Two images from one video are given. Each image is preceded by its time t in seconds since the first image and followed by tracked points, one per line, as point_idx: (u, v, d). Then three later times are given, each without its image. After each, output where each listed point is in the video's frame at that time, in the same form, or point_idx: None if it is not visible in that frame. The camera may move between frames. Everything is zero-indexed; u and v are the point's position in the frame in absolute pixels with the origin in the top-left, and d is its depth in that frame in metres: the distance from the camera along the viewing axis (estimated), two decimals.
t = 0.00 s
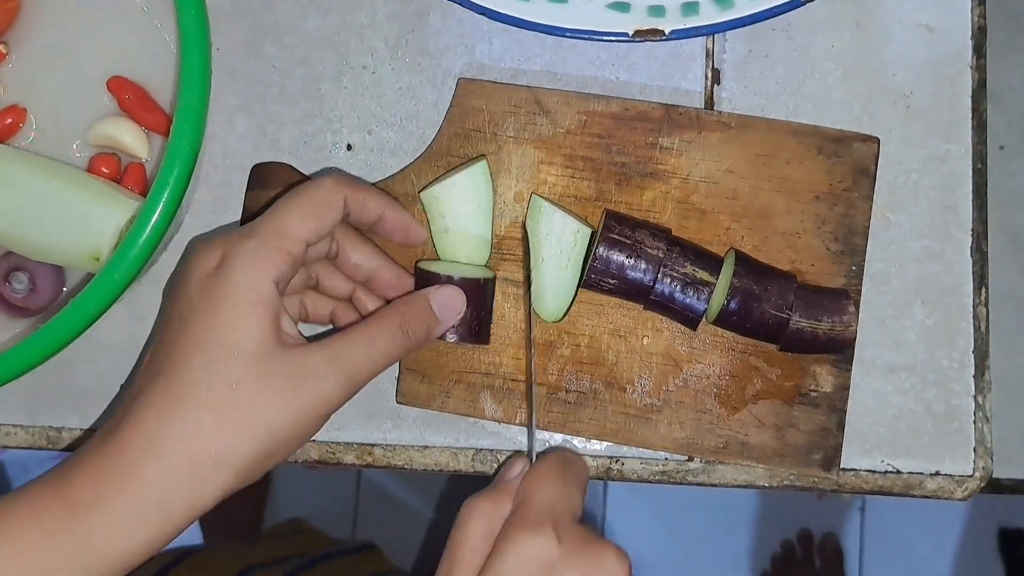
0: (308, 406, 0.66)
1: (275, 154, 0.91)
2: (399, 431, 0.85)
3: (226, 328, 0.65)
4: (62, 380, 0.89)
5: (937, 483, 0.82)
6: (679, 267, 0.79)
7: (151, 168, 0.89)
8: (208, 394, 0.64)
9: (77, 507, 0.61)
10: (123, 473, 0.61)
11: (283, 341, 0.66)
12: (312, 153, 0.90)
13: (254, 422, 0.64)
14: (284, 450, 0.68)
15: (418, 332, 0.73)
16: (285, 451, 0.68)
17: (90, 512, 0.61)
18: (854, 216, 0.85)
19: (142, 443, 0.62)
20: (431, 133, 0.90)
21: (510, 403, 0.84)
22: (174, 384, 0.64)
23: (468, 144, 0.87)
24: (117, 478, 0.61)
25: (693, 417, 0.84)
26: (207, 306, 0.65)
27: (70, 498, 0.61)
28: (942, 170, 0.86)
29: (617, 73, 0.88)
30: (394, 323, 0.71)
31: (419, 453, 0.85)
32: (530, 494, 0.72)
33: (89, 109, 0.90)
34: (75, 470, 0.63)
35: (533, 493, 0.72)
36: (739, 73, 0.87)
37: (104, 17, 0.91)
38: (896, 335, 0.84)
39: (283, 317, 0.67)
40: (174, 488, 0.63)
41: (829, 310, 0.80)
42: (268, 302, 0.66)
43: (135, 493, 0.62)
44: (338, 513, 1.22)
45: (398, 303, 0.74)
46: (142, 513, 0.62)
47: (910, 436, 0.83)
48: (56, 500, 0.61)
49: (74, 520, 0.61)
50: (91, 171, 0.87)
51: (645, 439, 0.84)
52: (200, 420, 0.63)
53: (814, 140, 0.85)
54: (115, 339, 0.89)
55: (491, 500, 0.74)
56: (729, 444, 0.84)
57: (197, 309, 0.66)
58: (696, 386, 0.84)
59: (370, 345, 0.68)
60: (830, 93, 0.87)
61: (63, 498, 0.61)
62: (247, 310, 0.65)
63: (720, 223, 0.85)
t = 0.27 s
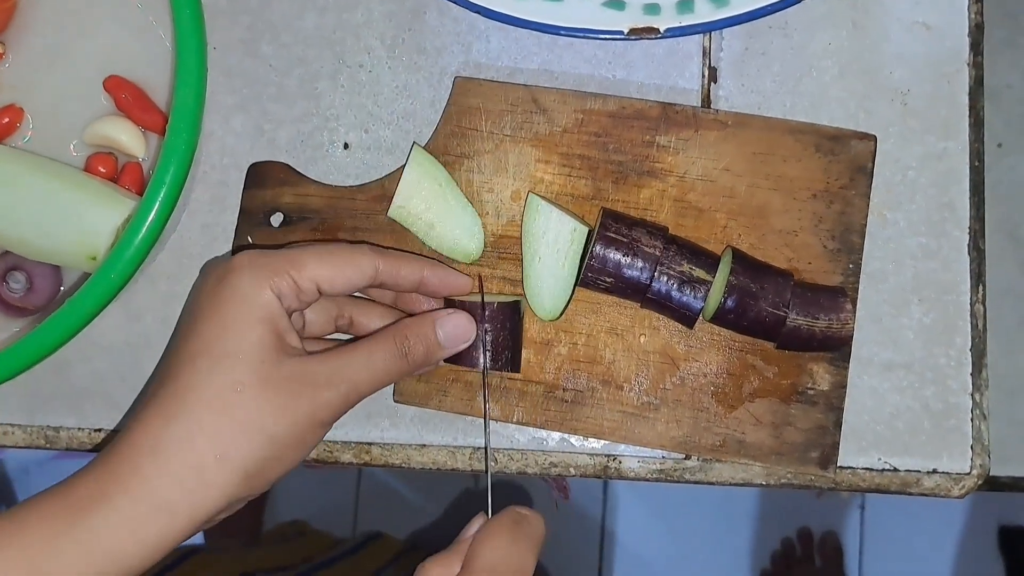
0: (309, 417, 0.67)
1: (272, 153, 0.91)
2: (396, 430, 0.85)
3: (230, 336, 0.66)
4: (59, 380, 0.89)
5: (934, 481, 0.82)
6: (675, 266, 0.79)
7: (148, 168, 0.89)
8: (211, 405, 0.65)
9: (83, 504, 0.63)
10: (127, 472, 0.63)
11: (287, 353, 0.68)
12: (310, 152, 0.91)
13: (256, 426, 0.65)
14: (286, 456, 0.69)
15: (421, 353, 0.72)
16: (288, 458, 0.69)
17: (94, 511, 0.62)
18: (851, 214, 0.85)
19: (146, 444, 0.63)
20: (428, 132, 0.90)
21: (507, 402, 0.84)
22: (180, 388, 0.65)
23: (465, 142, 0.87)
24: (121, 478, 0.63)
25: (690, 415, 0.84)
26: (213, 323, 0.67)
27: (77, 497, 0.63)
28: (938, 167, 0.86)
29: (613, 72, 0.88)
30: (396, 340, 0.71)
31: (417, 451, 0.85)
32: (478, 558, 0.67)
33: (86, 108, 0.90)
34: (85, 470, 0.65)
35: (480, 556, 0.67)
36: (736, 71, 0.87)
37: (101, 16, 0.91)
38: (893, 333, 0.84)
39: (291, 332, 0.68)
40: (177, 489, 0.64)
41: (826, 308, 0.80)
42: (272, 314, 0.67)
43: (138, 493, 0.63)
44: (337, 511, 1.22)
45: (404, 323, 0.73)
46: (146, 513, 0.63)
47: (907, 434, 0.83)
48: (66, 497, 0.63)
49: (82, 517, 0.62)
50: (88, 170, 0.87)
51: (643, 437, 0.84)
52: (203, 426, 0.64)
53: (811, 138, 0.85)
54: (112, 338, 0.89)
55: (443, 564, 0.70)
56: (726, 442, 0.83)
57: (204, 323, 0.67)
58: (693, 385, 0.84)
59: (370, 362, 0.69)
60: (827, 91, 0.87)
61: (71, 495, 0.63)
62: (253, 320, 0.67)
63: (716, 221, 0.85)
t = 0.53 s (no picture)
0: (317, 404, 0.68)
1: (276, 147, 0.91)
2: (398, 423, 0.85)
3: (233, 328, 0.67)
4: (63, 372, 0.89)
5: (936, 477, 0.82)
6: (678, 262, 0.79)
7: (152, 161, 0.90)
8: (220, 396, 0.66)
9: (104, 497, 0.65)
10: (143, 465, 0.65)
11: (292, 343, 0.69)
12: (313, 146, 0.91)
13: (265, 416, 0.66)
14: (299, 443, 0.70)
15: (427, 343, 0.71)
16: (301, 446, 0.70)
17: (115, 503, 0.65)
18: (855, 210, 0.85)
19: (160, 437, 0.65)
20: (431, 126, 0.91)
21: (510, 396, 0.84)
22: (189, 381, 0.67)
23: (470, 136, 0.87)
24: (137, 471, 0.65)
25: (692, 410, 0.84)
26: (216, 318, 0.68)
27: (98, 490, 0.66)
28: (941, 163, 0.86)
29: (616, 67, 0.89)
30: (400, 328, 0.70)
31: (419, 445, 0.85)
32: (462, 524, 0.64)
33: (91, 102, 0.91)
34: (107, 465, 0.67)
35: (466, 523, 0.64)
36: (739, 66, 0.87)
37: (106, 9, 0.91)
38: (895, 329, 0.84)
39: (294, 323, 0.69)
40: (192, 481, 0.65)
41: (829, 305, 0.80)
42: (274, 306, 0.68)
43: (154, 485, 0.65)
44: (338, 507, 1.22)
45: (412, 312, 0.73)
46: (165, 502, 0.65)
47: (909, 430, 0.83)
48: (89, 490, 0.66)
49: (104, 509, 0.65)
50: (92, 163, 0.87)
51: (645, 431, 0.84)
52: (213, 417, 0.66)
53: (814, 134, 0.85)
54: (116, 331, 0.90)
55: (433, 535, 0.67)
56: (729, 438, 0.84)
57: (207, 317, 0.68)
58: (696, 379, 0.84)
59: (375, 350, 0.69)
60: (830, 87, 0.87)
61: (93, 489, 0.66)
62: (255, 313, 0.68)
63: (719, 217, 0.85)
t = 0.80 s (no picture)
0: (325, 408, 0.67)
1: (283, 139, 0.92)
2: (403, 416, 0.85)
3: (241, 329, 0.67)
4: (69, 363, 0.89)
5: (939, 472, 0.83)
6: (686, 259, 0.79)
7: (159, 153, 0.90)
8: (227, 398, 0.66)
9: (111, 497, 0.65)
10: (151, 466, 0.65)
11: (300, 344, 0.68)
12: (320, 139, 0.91)
13: (271, 419, 0.66)
14: (308, 448, 0.69)
15: (435, 339, 0.71)
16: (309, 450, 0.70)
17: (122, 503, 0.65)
18: (864, 206, 0.85)
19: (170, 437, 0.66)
20: (437, 120, 0.91)
21: (517, 388, 0.84)
22: (198, 383, 0.67)
23: (478, 128, 0.87)
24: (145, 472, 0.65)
25: (698, 405, 0.84)
26: (225, 319, 0.68)
27: (106, 489, 0.66)
28: (946, 160, 0.86)
29: (623, 62, 0.89)
30: (408, 325, 0.70)
31: (424, 437, 0.85)
32: (480, 481, 0.70)
33: (98, 93, 0.91)
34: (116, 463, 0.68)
35: (484, 482, 0.69)
36: (747, 62, 0.88)
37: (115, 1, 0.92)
38: (900, 325, 0.84)
39: (303, 323, 0.69)
40: (199, 482, 0.65)
41: (835, 302, 0.80)
42: (282, 306, 0.68)
43: (162, 486, 0.65)
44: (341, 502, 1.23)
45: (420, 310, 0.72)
46: (173, 502, 0.65)
47: (913, 426, 0.83)
48: (98, 489, 0.66)
49: (115, 507, 0.65)
50: (100, 154, 0.87)
51: (650, 426, 0.84)
52: (221, 420, 0.66)
53: (826, 130, 0.85)
54: (122, 322, 0.90)
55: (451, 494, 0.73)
56: (734, 432, 0.84)
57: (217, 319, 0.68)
58: (703, 374, 0.84)
59: (384, 350, 0.68)
60: (837, 83, 0.87)
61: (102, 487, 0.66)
62: (263, 313, 0.67)
63: (729, 212, 0.85)
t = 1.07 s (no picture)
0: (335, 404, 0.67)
1: (291, 131, 0.92)
2: (409, 407, 0.86)
3: (252, 327, 0.67)
4: (77, 352, 0.90)
5: (944, 466, 0.83)
6: (693, 248, 0.80)
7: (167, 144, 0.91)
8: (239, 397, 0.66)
9: (116, 495, 0.64)
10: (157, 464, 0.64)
11: (310, 341, 0.68)
12: (327, 131, 0.92)
13: (282, 417, 0.66)
14: (315, 445, 0.69)
15: (446, 334, 0.72)
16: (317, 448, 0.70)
17: (127, 503, 0.64)
18: (868, 199, 0.85)
19: (175, 436, 0.65)
20: (444, 113, 0.91)
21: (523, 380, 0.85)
22: (205, 381, 0.66)
23: (484, 122, 0.88)
24: (152, 470, 0.64)
25: (703, 397, 0.84)
26: (235, 318, 0.68)
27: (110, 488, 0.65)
28: (952, 154, 0.86)
29: (630, 56, 0.89)
30: (419, 321, 0.70)
31: (430, 429, 0.86)
32: (522, 437, 0.74)
33: (108, 83, 0.92)
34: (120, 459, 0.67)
35: (523, 441, 0.72)
36: (753, 56, 0.88)
37: None
38: (905, 318, 0.85)
39: (312, 321, 0.69)
40: (208, 481, 0.65)
41: (841, 292, 0.81)
42: (292, 303, 0.68)
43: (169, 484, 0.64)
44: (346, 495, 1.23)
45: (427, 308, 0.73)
46: (176, 501, 0.64)
47: (918, 419, 0.84)
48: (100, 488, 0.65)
49: (116, 506, 0.64)
50: (109, 144, 0.88)
51: (656, 417, 0.84)
52: (231, 418, 0.65)
53: (829, 124, 0.85)
54: (129, 312, 0.90)
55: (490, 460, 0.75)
56: (739, 424, 0.84)
57: (226, 317, 0.68)
58: (708, 366, 0.84)
59: (395, 345, 0.68)
60: (843, 77, 0.87)
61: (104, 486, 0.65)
62: (273, 311, 0.68)
63: (733, 205, 0.86)
